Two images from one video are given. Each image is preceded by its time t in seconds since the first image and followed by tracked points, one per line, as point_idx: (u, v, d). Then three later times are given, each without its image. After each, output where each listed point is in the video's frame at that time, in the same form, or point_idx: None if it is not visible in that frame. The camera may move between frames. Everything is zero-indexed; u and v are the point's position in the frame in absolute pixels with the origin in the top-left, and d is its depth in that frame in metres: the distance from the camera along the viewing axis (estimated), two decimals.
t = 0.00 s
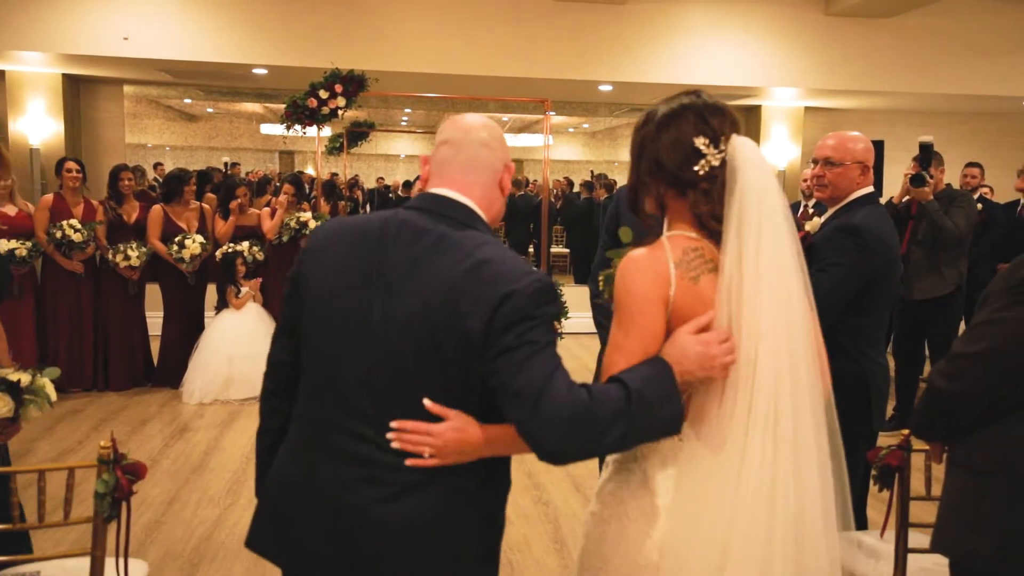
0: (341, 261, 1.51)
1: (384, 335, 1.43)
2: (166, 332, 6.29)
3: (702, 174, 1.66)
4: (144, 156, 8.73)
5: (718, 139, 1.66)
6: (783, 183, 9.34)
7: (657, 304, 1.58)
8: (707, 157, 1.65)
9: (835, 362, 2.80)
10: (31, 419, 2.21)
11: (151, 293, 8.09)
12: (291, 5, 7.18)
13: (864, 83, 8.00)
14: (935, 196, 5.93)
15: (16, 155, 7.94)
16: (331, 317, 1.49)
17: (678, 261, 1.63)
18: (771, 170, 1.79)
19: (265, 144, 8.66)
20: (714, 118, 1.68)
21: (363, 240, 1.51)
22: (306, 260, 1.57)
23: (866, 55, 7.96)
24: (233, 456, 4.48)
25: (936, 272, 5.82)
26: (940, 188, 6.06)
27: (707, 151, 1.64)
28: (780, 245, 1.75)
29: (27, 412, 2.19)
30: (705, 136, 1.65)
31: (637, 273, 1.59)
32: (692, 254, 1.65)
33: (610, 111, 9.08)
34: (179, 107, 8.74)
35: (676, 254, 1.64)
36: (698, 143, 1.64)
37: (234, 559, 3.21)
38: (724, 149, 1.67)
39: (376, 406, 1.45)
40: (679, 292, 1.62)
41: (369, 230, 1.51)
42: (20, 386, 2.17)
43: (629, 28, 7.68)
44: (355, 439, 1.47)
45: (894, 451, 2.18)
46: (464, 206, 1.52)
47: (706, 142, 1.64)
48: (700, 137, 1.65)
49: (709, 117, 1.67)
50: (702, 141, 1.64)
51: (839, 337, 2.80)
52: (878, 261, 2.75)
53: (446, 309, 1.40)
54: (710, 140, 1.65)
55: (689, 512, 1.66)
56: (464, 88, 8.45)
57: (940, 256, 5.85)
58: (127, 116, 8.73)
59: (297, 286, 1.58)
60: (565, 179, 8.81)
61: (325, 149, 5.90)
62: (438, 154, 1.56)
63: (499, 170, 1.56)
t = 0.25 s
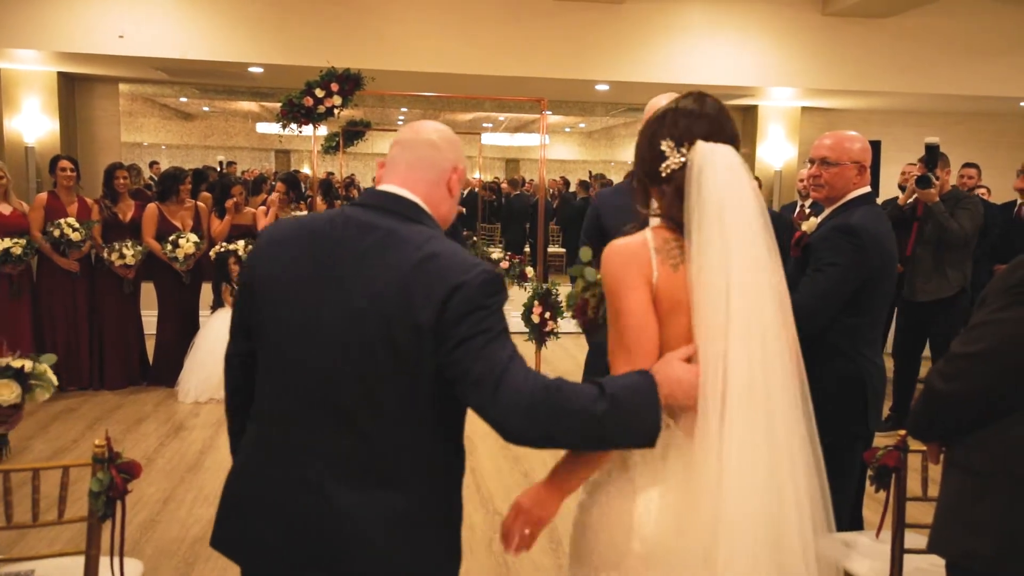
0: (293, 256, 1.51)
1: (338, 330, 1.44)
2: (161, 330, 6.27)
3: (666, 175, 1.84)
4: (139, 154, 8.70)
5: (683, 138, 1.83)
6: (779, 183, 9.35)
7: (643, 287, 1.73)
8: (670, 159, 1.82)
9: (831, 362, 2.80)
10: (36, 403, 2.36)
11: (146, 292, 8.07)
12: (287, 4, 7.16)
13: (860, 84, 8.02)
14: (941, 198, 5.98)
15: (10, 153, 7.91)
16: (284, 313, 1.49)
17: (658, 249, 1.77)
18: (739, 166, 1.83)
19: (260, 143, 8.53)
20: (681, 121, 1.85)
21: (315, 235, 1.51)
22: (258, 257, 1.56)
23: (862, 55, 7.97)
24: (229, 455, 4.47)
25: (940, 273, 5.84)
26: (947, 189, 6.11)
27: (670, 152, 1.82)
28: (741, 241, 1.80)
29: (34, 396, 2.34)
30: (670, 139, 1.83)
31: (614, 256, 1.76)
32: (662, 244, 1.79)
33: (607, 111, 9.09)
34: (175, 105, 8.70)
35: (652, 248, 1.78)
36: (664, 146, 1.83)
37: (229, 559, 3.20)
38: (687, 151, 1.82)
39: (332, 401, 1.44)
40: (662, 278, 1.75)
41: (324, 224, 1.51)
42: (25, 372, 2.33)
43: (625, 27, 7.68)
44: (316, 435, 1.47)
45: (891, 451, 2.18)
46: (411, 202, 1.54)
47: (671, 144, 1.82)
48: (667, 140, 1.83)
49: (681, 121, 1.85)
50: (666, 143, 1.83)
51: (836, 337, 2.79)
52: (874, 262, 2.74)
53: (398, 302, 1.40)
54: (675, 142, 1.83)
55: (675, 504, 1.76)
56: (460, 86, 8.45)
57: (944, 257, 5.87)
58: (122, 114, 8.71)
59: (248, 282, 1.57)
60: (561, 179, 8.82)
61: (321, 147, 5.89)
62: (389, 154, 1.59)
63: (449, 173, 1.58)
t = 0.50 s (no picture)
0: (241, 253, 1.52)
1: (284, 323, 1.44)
2: (156, 329, 6.25)
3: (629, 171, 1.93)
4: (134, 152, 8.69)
5: (644, 135, 1.92)
6: (775, 183, 9.36)
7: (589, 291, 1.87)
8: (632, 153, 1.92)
9: (826, 363, 2.80)
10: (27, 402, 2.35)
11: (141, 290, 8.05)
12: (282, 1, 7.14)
13: (856, 83, 8.02)
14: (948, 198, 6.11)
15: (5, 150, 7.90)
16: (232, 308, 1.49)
17: (611, 251, 1.89)
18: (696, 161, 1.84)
19: (256, 141, 8.71)
20: (643, 121, 1.95)
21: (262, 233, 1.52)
22: (205, 257, 1.56)
23: (857, 54, 7.98)
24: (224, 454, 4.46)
25: (948, 276, 5.84)
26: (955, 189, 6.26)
27: (634, 146, 1.92)
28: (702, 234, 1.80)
29: (26, 395, 2.34)
30: (633, 135, 1.93)
31: (570, 255, 1.90)
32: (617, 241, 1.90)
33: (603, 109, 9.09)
34: (171, 103, 8.64)
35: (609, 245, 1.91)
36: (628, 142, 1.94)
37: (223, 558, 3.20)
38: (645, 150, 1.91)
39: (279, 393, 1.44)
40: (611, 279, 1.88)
41: (272, 222, 1.53)
42: (17, 370, 2.33)
43: (622, 26, 7.67)
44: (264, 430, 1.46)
45: (887, 451, 2.18)
46: (348, 197, 1.57)
47: (633, 140, 1.93)
48: (632, 137, 1.93)
49: (641, 123, 1.95)
50: (631, 139, 1.93)
51: (831, 337, 2.79)
52: (868, 261, 2.74)
53: (345, 294, 1.42)
54: (638, 139, 1.93)
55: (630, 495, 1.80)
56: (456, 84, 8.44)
57: (950, 259, 5.91)
58: (118, 112, 8.70)
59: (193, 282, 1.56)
60: (556, 177, 8.45)
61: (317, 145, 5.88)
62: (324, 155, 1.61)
63: (385, 173, 1.62)
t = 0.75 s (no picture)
0: (229, 240, 1.61)
1: (276, 305, 1.56)
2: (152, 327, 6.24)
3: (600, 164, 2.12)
4: (130, 150, 8.66)
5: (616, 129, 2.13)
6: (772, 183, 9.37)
7: (547, 283, 2.00)
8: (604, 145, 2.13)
9: (821, 363, 2.81)
10: (9, 397, 2.40)
11: (137, 288, 8.03)
12: None
13: (852, 84, 8.04)
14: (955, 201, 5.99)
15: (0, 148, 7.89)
16: (220, 290, 1.59)
17: (573, 240, 2.03)
18: (670, 153, 2.03)
19: (251, 139, 8.45)
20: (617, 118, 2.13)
21: (250, 222, 1.63)
22: (188, 246, 1.64)
23: (853, 55, 8.00)
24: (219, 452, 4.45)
25: (956, 276, 5.85)
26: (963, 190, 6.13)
27: (606, 139, 2.12)
28: (666, 221, 1.97)
29: (9, 389, 2.39)
30: (608, 130, 2.14)
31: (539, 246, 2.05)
32: (582, 230, 2.04)
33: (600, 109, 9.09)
34: (166, 101, 8.64)
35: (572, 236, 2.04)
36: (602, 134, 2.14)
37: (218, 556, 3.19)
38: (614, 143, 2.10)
39: (272, 369, 1.56)
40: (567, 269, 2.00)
41: (262, 212, 1.64)
42: None
43: (619, 25, 7.67)
44: (254, 404, 1.57)
45: (882, 451, 2.19)
46: (324, 194, 1.69)
47: (606, 134, 2.13)
48: (607, 131, 2.14)
49: (616, 118, 2.14)
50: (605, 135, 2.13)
51: (825, 337, 2.80)
52: (864, 262, 2.75)
53: (334, 285, 1.56)
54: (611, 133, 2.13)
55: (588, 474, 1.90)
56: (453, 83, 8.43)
57: (958, 260, 5.89)
58: (114, 110, 8.68)
59: (172, 271, 1.63)
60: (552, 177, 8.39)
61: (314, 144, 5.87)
62: (291, 153, 1.72)
63: (348, 170, 1.76)
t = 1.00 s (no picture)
0: (240, 244, 1.73)
1: (292, 306, 1.71)
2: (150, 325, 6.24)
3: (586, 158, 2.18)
4: (128, 148, 8.65)
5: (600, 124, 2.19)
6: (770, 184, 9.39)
7: (532, 271, 2.11)
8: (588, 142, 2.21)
9: (818, 363, 2.81)
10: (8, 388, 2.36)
11: (135, 287, 8.03)
12: None
13: (850, 85, 8.05)
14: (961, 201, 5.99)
15: None
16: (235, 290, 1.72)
17: (556, 232, 2.10)
18: (653, 146, 2.06)
19: (251, 139, 8.73)
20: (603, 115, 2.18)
21: (262, 227, 1.75)
22: (196, 245, 1.76)
23: (851, 55, 8.01)
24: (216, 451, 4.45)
25: (964, 277, 5.86)
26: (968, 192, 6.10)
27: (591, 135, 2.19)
28: (646, 212, 1.99)
29: (8, 380, 2.35)
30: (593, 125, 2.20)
31: (525, 239, 2.15)
32: (568, 223, 2.12)
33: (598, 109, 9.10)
34: (165, 99, 8.63)
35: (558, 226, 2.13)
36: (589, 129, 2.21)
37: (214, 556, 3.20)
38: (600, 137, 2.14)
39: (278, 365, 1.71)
40: (549, 259, 2.09)
41: (270, 214, 1.77)
42: None
43: (617, 25, 7.68)
44: (261, 397, 1.72)
45: (879, 451, 2.19)
46: (322, 199, 1.84)
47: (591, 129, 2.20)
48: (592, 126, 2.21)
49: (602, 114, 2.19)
50: (591, 130, 2.20)
51: (821, 336, 2.81)
52: (860, 261, 2.76)
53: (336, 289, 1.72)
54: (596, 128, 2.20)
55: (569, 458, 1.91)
56: (451, 82, 8.43)
57: (966, 261, 5.90)
58: (112, 108, 8.65)
59: (181, 270, 1.74)
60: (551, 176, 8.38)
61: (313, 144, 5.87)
62: (288, 158, 1.85)
63: (337, 172, 1.92)
